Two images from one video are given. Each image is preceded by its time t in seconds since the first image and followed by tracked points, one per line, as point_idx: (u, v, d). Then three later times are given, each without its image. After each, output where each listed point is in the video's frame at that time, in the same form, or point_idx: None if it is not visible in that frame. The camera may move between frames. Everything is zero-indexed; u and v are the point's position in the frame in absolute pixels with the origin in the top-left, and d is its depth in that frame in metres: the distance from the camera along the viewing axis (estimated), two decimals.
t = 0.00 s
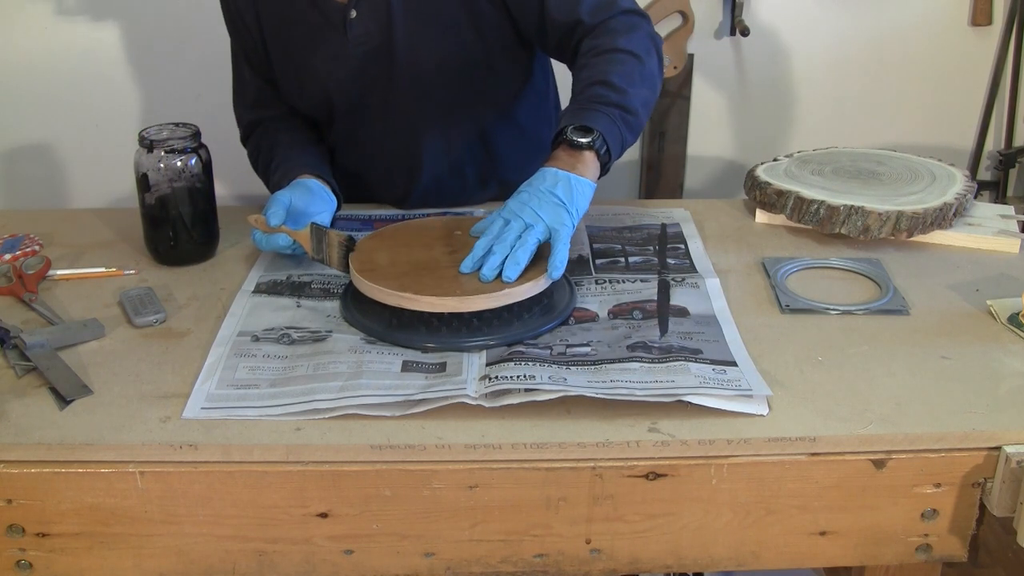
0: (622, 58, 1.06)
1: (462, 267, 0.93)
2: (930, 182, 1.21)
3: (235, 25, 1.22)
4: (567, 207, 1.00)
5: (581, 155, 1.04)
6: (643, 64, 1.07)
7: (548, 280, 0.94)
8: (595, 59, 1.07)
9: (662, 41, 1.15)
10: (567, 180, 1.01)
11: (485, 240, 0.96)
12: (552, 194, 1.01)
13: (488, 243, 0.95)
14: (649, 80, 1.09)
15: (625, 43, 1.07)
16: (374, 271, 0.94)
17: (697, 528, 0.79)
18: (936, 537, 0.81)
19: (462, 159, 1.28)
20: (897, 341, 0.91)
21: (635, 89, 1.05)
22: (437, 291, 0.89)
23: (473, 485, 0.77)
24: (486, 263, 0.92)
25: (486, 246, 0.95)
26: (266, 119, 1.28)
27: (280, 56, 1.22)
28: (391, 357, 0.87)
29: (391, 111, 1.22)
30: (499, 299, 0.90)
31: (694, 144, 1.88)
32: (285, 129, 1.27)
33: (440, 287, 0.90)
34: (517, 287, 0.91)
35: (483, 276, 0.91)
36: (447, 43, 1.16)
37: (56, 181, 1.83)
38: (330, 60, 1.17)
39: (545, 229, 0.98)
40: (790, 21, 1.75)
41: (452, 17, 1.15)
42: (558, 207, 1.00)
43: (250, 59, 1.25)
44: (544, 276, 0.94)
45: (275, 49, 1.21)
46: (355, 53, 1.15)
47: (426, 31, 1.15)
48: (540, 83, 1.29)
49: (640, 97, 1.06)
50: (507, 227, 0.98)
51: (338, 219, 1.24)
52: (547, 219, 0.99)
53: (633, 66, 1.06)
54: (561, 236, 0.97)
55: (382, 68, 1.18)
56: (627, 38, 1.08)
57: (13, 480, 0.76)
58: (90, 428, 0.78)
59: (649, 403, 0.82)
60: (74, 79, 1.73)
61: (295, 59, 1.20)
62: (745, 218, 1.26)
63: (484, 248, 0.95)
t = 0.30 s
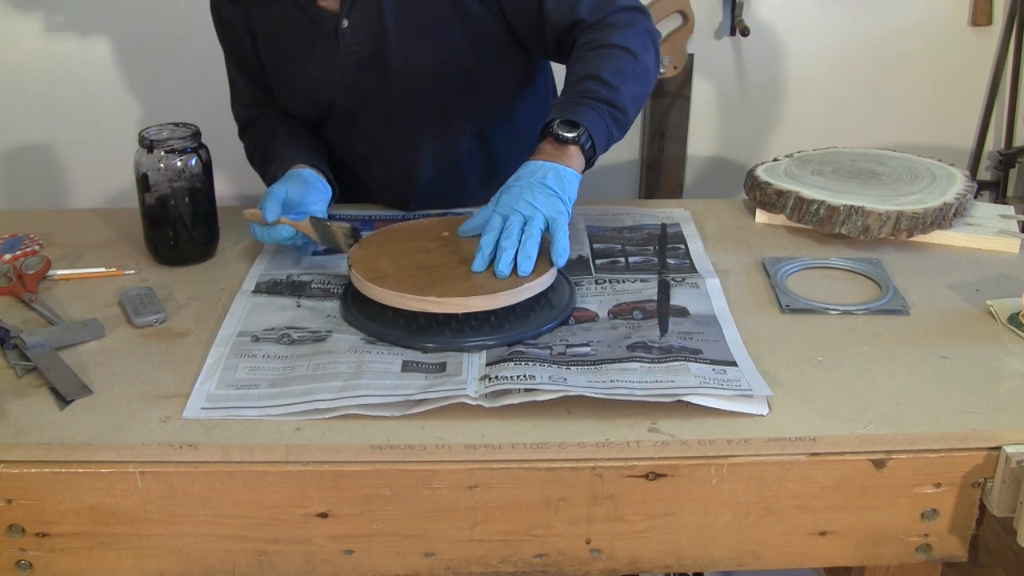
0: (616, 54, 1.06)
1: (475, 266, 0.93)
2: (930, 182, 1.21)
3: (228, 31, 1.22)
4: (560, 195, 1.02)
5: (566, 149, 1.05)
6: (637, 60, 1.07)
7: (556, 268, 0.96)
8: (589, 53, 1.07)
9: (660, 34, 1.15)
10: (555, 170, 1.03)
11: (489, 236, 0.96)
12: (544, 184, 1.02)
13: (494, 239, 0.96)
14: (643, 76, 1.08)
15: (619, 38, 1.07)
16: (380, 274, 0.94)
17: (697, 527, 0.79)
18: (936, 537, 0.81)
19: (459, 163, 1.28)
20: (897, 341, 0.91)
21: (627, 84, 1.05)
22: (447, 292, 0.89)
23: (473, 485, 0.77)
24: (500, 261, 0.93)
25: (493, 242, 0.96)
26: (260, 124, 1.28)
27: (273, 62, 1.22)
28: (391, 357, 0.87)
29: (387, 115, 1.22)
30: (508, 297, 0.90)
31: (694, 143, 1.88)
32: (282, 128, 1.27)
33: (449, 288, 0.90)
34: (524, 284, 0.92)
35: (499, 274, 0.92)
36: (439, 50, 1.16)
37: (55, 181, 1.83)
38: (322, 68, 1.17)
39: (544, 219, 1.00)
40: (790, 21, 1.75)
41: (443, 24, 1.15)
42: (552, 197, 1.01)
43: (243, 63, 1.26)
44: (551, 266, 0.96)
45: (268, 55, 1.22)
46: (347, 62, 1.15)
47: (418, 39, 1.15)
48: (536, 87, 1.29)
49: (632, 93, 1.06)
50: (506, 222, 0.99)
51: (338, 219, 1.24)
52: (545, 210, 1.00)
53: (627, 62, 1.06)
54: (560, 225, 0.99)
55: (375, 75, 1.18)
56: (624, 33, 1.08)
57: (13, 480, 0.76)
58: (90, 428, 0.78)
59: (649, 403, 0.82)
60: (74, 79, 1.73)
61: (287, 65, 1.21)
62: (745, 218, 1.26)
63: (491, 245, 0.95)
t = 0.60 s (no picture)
0: (607, 42, 1.06)
1: (450, 263, 0.95)
2: (930, 182, 1.21)
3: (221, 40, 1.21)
4: (539, 187, 1.02)
5: (548, 130, 1.04)
6: (630, 49, 1.07)
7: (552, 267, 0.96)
8: (579, 41, 1.07)
9: (654, 28, 1.15)
10: (535, 158, 1.02)
11: (466, 234, 0.98)
12: (522, 171, 1.02)
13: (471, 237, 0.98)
14: (634, 66, 1.08)
15: (611, 27, 1.07)
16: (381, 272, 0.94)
17: (697, 527, 0.79)
18: (936, 537, 0.81)
19: (457, 165, 1.29)
20: (897, 341, 0.91)
21: (617, 72, 1.05)
22: (451, 292, 0.89)
23: (473, 485, 0.77)
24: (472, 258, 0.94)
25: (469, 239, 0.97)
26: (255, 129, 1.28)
27: (266, 69, 1.22)
28: (391, 357, 0.87)
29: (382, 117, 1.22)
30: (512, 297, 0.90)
31: (694, 144, 1.88)
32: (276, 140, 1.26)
33: (452, 288, 0.90)
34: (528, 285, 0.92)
35: (471, 271, 0.93)
36: (432, 55, 1.17)
37: (56, 180, 1.83)
38: (316, 73, 1.18)
39: (522, 213, 1.01)
40: (790, 22, 1.75)
41: (434, 28, 1.15)
42: (530, 187, 1.02)
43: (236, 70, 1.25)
44: (527, 267, 0.95)
45: (261, 62, 1.21)
46: (340, 67, 1.16)
47: (410, 44, 1.15)
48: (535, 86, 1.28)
49: (621, 81, 1.06)
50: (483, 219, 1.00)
51: (338, 219, 1.25)
52: (519, 203, 1.01)
53: (617, 50, 1.06)
54: (537, 219, 1.00)
55: (368, 80, 1.18)
56: (616, 23, 1.08)
57: (13, 480, 0.76)
58: (90, 428, 0.78)
59: (649, 403, 0.82)
60: (74, 79, 1.73)
61: (281, 72, 1.21)
62: (745, 218, 1.26)
63: (468, 244, 0.96)
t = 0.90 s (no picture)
0: (610, 43, 1.05)
1: (448, 264, 0.95)
2: (930, 182, 1.21)
3: (220, 40, 1.22)
4: (538, 188, 1.02)
5: (549, 131, 1.03)
6: (632, 51, 1.06)
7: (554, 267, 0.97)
8: (582, 42, 1.06)
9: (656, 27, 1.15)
10: (534, 159, 1.02)
11: (463, 235, 0.98)
12: (520, 173, 1.02)
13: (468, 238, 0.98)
14: (637, 67, 1.08)
15: (614, 28, 1.06)
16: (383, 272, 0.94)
17: (697, 528, 0.79)
18: (936, 537, 0.81)
19: (457, 166, 1.29)
20: (897, 341, 0.91)
21: (618, 74, 1.05)
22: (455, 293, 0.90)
23: (473, 485, 0.77)
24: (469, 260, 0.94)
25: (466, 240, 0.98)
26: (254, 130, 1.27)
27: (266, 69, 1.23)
28: (391, 357, 0.87)
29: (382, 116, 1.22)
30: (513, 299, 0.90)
31: (694, 143, 1.88)
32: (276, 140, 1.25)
33: (466, 291, 0.91)
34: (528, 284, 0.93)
35: (468, 273, 0.94)
36: (431, 55, 1.17)
37: (55, 180, 1.83)
38: (317, 72, 1.19)
39: (520, 214, 1.01)
40: (790, 22, 1.75)
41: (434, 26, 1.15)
42: (529, 189, 1.02)
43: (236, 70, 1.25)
44: (525, 268, 0.96)
45: (262, 63, 1.22)
46: (339, 65, 1.16)
47: (409, 44, 1.15)
48: (534, 83, 1.28)
49: (622, 83, 1.05)
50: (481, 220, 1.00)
51: (338, 219, 1.25)
52: (518, 204, 1.01)
53: (619, 51, 1.05)
54: (535, 221, 0.99)
55: (367, 79, 1.19)
56: (619, 24, 1.07)
57: (13, 480, 0.76)
58: (90, 428, 0.78)
59: (649, 403, 0.82)
60: (74, 79, 1.73)
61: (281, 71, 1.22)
62: (745, 218, 1.26)
63: (465, 245, 0.97)
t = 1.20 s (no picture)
0: (597, 40, 1.05)
1: (455, 263, 0.95)
2: (930, 182, 1.21)
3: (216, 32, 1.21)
4: (524, 175, 1.02)
5: (527, 124, 1.03)
6: (621, 49, 1.06)
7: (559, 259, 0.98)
8: (572, 37, 1.06)
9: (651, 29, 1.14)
10: (516, 150, 1.02)
11: (461, 232, 0.98)
12: (505, 165, 1.01)
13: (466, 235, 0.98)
14: (626, 66, 1.07)
15: (603, 25, 1.06)
16: (385, 270, 0.94)
17: (697, 528, 0.79)
18: (936, 537, 0.81)
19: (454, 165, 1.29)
20: (896, 341, 0.91)
21: (603, 71, 1.04)
22: (457, 291, 0.90)
23: (474, 485, 0.77)
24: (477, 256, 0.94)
25: (467, 237, 0.97)
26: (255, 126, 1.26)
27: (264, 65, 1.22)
28: (391, 357, 0.87)
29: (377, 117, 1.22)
30: (523, 297, 0.91)
31: (694, 143, 1.88)
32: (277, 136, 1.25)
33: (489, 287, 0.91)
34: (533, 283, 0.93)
35: (479, 267, 0.93)
36: (427, 54, 1.17)
37: (55, 180, 1.83)
38: (314, 70, 1.19)
39: (512, 204, 1.01)
40: (790, 22, 1.75)
41: (431, 26, 1.15)
42: (517, 179, 1.02)
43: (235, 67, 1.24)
44: (531, 256, 0.99)
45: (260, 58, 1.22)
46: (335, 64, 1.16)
47: (404, 42, 1.15)
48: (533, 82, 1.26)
49: (607, 80, 1.05)
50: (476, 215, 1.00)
51: (338, 219, 1.25)
52: (508, 195, 1.01)
53: (608, 48, 1.05)
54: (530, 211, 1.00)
55: (363, 78, 1.18)
56: (609, 21, 1.07)
57: (13, 480, 0.76)
58: (90, 428, 0.78)
59: (648, 403, 0.82)
60: (74, 80, 1.73)
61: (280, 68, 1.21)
62: (745, 218, 1.26)
63: (466, 243, 0.97)
